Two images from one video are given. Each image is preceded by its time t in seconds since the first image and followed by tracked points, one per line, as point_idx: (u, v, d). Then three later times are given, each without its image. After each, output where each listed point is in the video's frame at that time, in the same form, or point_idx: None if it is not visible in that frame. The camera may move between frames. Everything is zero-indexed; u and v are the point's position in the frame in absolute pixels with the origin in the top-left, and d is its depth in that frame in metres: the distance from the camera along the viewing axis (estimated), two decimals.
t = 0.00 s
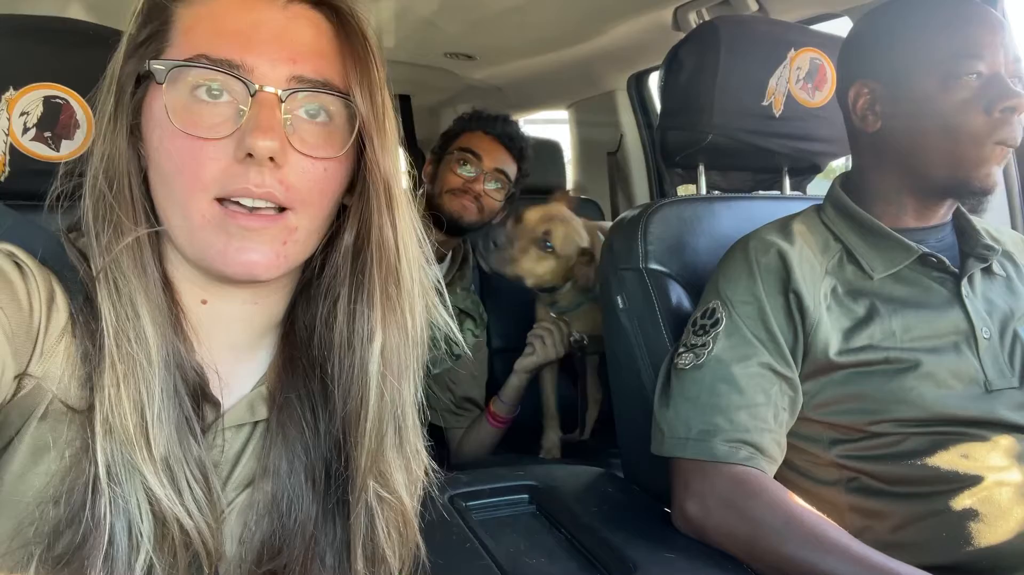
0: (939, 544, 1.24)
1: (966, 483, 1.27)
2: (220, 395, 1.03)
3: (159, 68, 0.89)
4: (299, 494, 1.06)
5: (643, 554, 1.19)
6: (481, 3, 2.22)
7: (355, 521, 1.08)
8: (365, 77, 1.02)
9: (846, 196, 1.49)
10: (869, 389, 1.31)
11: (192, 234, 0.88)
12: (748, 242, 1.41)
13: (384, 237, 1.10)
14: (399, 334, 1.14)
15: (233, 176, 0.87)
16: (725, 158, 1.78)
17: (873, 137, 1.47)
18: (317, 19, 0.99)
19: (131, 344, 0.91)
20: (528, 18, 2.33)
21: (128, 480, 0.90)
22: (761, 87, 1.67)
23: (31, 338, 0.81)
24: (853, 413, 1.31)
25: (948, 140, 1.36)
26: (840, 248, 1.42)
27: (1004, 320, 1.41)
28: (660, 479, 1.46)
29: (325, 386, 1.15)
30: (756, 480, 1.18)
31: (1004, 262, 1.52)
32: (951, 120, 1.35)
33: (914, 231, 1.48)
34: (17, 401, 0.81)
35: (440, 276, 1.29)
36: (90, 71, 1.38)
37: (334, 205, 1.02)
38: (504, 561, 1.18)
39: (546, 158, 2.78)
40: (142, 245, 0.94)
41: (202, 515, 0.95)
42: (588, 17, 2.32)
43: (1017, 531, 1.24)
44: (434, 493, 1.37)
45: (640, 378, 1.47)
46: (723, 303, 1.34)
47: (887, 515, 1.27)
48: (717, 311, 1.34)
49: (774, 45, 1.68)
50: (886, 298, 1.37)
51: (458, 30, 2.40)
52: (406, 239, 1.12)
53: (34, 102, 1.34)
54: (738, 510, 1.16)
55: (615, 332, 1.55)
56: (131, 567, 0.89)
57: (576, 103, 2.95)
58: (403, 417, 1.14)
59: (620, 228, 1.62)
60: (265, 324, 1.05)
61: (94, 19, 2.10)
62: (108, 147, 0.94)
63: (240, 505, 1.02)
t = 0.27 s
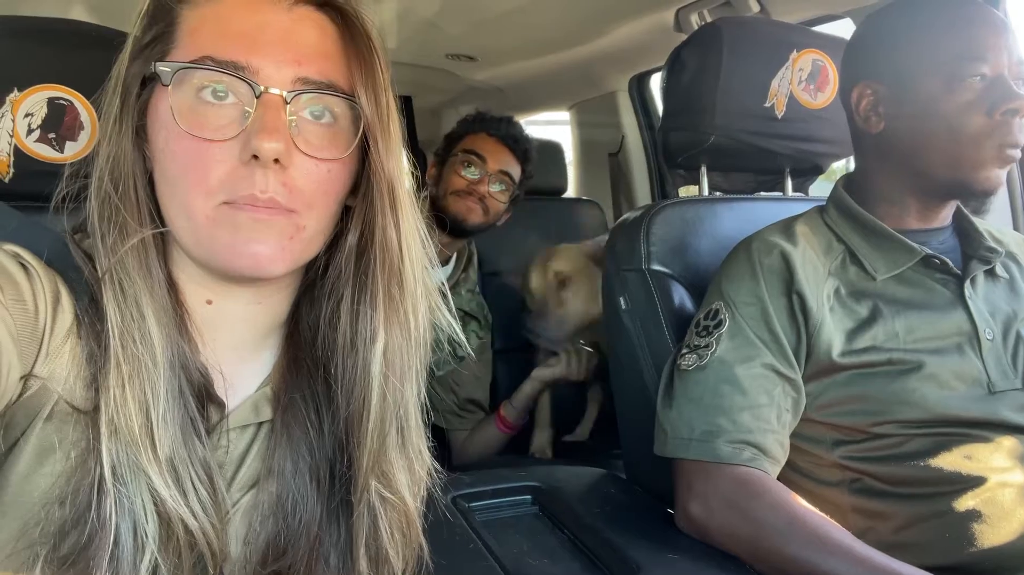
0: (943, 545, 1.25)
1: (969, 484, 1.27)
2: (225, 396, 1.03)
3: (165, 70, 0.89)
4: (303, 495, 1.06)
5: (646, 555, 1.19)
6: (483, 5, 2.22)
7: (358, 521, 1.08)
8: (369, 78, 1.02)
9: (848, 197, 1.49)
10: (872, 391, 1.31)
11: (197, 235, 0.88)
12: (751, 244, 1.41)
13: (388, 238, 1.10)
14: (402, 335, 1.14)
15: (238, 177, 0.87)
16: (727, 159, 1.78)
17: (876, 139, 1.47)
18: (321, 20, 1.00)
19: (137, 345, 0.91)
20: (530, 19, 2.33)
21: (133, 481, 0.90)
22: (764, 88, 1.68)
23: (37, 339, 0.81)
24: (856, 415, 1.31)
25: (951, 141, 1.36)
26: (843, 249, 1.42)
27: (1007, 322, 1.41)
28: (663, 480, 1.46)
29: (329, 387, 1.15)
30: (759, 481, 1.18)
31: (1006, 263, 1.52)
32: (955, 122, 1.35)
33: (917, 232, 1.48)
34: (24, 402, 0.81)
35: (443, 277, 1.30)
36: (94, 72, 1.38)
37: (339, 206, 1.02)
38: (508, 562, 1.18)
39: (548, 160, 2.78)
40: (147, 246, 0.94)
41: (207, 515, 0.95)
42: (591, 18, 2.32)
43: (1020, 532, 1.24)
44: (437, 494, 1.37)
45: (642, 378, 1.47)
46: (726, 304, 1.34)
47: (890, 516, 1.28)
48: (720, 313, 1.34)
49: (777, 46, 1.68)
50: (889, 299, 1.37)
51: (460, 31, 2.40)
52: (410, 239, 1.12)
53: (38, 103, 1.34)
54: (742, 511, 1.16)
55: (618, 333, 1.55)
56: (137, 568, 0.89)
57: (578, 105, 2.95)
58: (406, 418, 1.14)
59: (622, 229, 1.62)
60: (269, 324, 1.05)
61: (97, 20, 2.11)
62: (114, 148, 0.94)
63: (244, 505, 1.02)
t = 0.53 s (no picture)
0: (944, 545, 1.24)
1: (969, 484, 1.27)
2: (225, 397, 1.03)
3: (166, 67, 0.90)
4: (302, 495, 1.06)
5: (646, 555, 1.19)
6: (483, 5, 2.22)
7: (360, 521, 1.09)
8: (369, 75, 1.02)
9: (849, 198, 1.49)
10: (872, 391, 1.31)
11: (198, 231, 0.88)
12: (751, 243, 1.41)
13: (388, 235, 1.10)
14: (403, 332, 1.14)
15: (238, 175, 0.87)
16: (728, 160, 1.78)
17: (875, 138, 1.47)
18: (321, 18, 1.00)
19: (136, 344, 0.91)
20: (529, 19, 2.33)
21: (134, 481, 0.90)
22: (764, 87, 1.68)
23: (38, 339, 0.81)
24: (857, 414, 1.31)
25: (949, 141, 1.36)
26: (844, 249, 1.42)
27: (1008, 321, 1.41)
28: (663, 481, 1.45)
29: (329, 387, 1.14)
30: (760, 481, 1.18)
31: (1008, 263, 1.52)
32: (952, 120, 1.35)
33: (918, 232, 1.48)
34: (24, 402, 0.81)
35: (443, 276, 1.29)
36: (95, 72, 1.39)
37: (339, 204, 1.02)
38: (508, 562, 1.18)
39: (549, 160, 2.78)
40: (148, 245, 0.94)
41: (208, 514, 0.95)
42: (592, 18, 2.32)
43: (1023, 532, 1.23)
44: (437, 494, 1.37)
45: (643, 377, 1.47)
46: (727, 303, 1.34)
47: (892, 516, 1.27)
48: (721, 313, 1.33)
49: (777, 46, 1.68)
50: (890, 299, 1.37)
51: (461, 32, 2.41)
52: (411, 235, 1.12)
53: (39, 103, 1.34)
54: (743, 512, 1.16)
55: (618, 333, 1.55)
56: (137, 567, 0.90)
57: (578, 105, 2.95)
58: (407, 416, 1.14)
59: (623, 229, 1.62)
60: (270, 324, 1.05)
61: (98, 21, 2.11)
62: (115, 147, 0.94)
63: (245, 506, 1.02)
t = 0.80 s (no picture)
0: (948, 546, 1.24)
1: (974, 486, 1.27)
2: (227, 396, 1.03)
3: (164, 62, 0.89)
4: (305, 496, 1.06)
5: (650, 557, 1.19)
6: (484, 6, 2.22)
7: (360, 523, 1.08)
8: (367, 71, 1.02)
9: (852, 198, 1.48)
10: (877, 392, 1.30)
11: (198, 228, 0.88)
12: (754, 243, 1.41)
13: (387, 231, 1.10)
14: (401, 329, 1.14)
15: (238, 170, 0.87)
16: (731, 161, 1.78)
17: (878, 139, 1.47)
18: (320, 14, 1.00)
19: (140, 344, 0.91)
20: (530, 20, 2.33)
21: (136, 481, 0.89)
22: (767, 89, 1.68)
23: (41, 341, 0.81)
24: (861, 415, 1.31)
25: (952, 141, 1.36)
26: (847, 250, 1.41)
27: (1012, 322, 1.41)
28: (666, 482, 1.45)
29: (331, 386, 1.14)
30: (763, 483, 1.18)
31: (1012, 264, 1.51)
32: (954, 121, 1.35)
33: (922, 233, 1.47)
34: (27, 403, 0.81)
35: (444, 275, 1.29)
36: (96, 73, 1.39)
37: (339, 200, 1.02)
38: (511, 564, 1.18)
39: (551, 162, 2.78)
40: (152, 245, 0.94)
41: (210, 514, 0.95)
42: (593, 19, 2.32)
43: None
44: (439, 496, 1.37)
45: (645, 378, 1.47)
46: (727, 302, 1.34)
47: (895, 518, 1.27)
48: (722, 312, 1.33)
49: (780, 46, 1.68)
50: (894, 299, 1.37)
51: (462, 33, 2.40)
52: (409, 231, 1.12)
53: (41, 105, 1.34)
54: (746, 513, 1.15)
55: (620, 333, 1.54)
56: (140, 568, 0.89)
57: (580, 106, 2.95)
58: (406, 414, 1.14)
59: (625, 230, 1.61)
60: (272, 324, 1.05)
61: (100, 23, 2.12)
62: (118, 147, 0.94)
63: (247, 506, 1.02)
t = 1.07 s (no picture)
0: (950, 548, 1.23)
1: (976, 488, 1.26)
2: (228, 399, 1.03)
3: (163, 64, 0.89)
4: (305, 497, 1.06)
5: (650, 559, 1.19)
6: (485, 7, 2.22)
7: (360, 524, 1.08)
8: (367, 72, 1.02)
9: (853, 198, 1.48)
10: (878, 393, 1.30)
11: (197, 230, 0.88)
12: (755, 244, 1.41)
13: (387, 232, 1.10)
14: (401, 330, 1.14)
15: (238, 170, 0.88)
16: (732, 162, 1.78)
17: (880, 140, 1.47)
18: (319, 15, 1.00)
19: (140, 345, 0.91)
20: (531, 21, 2.33)
21: (136, 483, 0.89)
22: (768, 89, 1.68)
23: (40, 342, 0.80)
24: (863, 416, 1.30)
25: (951, 142, 1.35)
26: (848, 250, 1.41)
27: (1014, 322, 1.40)
28: (668, 483, 1.45)
29: (331, 388, 1.14)
30: (765, 485, 1.18)
31: (1014, 264, 1.51)
32: (954, 121, 1.35)
33: (923, 234, 1.47)
34: (26, 405, 0.81)
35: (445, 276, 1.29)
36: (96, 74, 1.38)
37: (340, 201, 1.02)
38: (512, 566, 1.18)
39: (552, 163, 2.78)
40: (151, 246, 0.94)
41: (210, 516, 0.95)
42: (594, 20, 2.32)
43: None
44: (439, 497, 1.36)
45: (646, 379, 1.47)
46: (729, 304, 1.33)
47: (897, 520, 1.27)
48: (723, 313, 1.33)
49: (781, 47, 1.68)
50: (895, 300, 1.37)
51: (463, 34, 2.40)
52: (409, 232, 1.12)
53: (40, 106, 1.34)
54: (747, 515, 1.15)
55: (620, 334, 1.54)
56: (140, 569, 0.89)
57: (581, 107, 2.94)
58: (407, 416, 1.14)
59: (625, 231, 1.61)
60: (272, 325, 1.05)
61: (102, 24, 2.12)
62: (117, 149, 0.94)
63: (247, 507, 1.02)
